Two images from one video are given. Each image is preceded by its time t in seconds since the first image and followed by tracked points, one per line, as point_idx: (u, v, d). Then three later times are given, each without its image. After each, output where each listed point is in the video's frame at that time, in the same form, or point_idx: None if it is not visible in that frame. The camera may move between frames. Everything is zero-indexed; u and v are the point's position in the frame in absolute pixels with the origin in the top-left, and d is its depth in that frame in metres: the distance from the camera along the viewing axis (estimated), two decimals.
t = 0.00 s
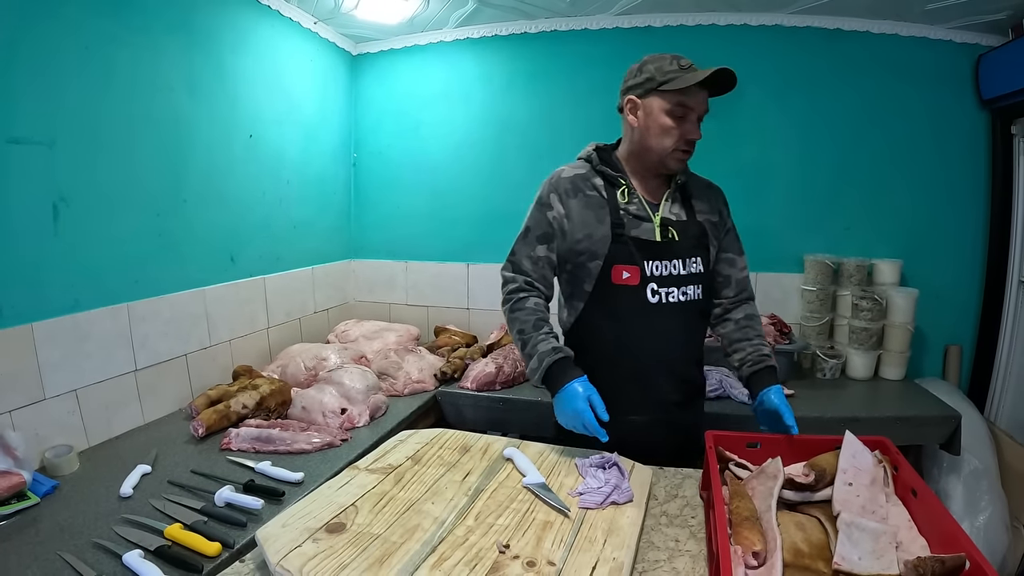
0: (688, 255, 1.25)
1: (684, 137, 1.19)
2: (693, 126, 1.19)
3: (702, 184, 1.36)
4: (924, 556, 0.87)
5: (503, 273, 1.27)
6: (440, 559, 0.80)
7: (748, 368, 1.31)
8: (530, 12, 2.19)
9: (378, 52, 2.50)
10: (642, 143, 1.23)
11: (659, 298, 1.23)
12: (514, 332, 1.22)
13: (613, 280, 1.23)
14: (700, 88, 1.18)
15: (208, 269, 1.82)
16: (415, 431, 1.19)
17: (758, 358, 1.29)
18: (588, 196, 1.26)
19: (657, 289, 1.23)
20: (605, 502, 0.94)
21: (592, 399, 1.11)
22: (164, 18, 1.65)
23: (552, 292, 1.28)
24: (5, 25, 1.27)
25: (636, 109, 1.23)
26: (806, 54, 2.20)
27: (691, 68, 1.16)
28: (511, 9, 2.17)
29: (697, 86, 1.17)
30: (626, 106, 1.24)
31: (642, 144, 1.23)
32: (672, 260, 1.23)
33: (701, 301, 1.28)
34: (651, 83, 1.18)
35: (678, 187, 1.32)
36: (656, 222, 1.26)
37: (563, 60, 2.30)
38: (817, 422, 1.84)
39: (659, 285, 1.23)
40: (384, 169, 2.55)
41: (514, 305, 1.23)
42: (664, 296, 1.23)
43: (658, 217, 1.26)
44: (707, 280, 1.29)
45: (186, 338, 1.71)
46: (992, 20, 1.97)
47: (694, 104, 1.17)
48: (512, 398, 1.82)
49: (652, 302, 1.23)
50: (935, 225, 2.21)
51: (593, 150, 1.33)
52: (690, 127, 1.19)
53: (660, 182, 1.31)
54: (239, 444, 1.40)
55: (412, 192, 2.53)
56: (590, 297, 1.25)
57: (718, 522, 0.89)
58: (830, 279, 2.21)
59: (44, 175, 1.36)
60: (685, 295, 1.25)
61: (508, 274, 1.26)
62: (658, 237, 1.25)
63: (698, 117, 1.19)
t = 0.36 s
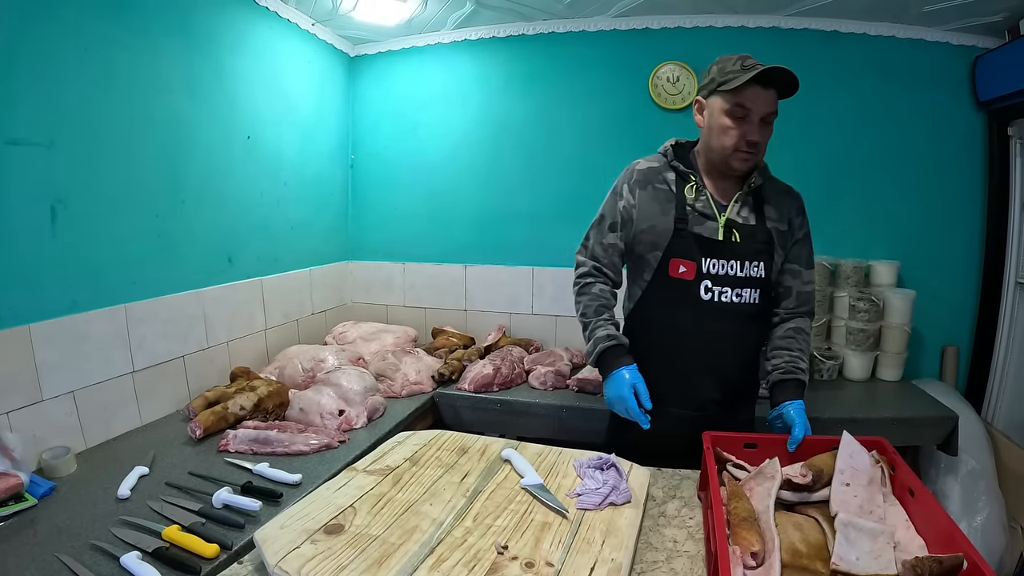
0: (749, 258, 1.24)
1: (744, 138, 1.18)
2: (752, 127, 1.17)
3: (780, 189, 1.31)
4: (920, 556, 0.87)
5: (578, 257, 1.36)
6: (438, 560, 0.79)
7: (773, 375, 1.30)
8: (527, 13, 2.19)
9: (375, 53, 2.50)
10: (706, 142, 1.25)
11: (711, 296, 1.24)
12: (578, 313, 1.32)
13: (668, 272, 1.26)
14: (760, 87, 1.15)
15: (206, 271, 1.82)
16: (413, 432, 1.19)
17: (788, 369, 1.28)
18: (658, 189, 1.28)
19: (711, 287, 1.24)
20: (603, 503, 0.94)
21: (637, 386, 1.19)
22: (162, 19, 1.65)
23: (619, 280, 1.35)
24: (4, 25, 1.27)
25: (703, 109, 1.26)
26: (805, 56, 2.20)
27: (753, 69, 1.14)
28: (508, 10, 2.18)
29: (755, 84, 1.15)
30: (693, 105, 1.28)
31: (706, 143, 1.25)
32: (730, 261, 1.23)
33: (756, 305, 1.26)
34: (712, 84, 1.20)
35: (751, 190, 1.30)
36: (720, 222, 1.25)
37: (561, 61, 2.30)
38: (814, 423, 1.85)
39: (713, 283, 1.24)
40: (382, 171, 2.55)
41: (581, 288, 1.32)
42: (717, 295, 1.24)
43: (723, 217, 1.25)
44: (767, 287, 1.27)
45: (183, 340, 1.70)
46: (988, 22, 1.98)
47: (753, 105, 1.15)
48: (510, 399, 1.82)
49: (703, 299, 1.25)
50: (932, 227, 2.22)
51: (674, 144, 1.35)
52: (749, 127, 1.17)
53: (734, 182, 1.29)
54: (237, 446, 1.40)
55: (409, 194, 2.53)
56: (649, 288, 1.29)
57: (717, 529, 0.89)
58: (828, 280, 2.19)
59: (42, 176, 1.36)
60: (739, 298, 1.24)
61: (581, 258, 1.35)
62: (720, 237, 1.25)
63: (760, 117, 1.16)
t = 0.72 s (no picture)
0: (777, 266, 1.22)
1: (764, 137, 1.14)
2: (773, 126, 1.13)
3: (803, 191, 1.30)
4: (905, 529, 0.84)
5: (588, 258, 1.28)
6: (437, 563, 0.79)
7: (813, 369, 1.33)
8: (525, 14, 2.19)
9: (374, 54, 2.50)
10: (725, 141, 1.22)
11: (740, 304, 1.22)
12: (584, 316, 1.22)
13: (696, 281, 1.22)
14: (780, 84, 1.12)
15: (203, 273, 1.81)
16: (412, 434, 1.19)
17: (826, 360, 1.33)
18: (683, 195, 1.24)
19: (739, 296, 1.22)
20: (603, 505, 0.93)
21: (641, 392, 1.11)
22: (160, 19, 1.64)
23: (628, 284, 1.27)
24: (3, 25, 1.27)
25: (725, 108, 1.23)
26: (805, 56, 2.20)
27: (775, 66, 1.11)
28: (506, 12, 2.17)
29: (776, 81, 1.11)
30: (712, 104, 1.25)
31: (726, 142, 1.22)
32: (760, 269, 1.21)
33: (780, 312, 1.26)
34: (732, 81, 1.17)
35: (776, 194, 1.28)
36: (747, 229, 1.24)
37: (559, 64, 2.30)
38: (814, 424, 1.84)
39: (741, 292, 1.21)
40: (381, 173, 2.55)
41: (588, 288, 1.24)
42: (745, 304, 1.22)
43: (750, 224, 1.24)
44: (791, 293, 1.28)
45: (180, 342, 1.70)
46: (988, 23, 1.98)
47: (773, 104, 1.12)
48: (508, 401, 1.81)
49: (732, 308, 1.22)
50: (931, 228, 2.22)
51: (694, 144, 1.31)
52: (771, 127, 1.14)
53: (757, 185, 1.27)
54: (234, 447, 1.38)
55: (406, 196, 2.53)
56: (672, 296, 1.26)
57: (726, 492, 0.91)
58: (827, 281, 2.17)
59: (39, 176, 1.35)
60: (765, 306, 1.23)
61: (591, 259, 1.27)
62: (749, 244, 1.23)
63: (783, 116, 1.13)
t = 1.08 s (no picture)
0: (788, 279, 1.11)
1: (768, 147, 0.95)
2: (779, 134, 0.94)
3: (790, 189, 1.20)
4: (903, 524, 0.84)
5: (648, 305, 0.85)
6: (431, 564, 0.79)
7: (804, 371, 1.31)
8: (522, 16, 2.20)
9: (371, 56, 2.50)
10: (722, 152, 1.02)
11: (762, 325, 1.10)
12: (667, 390, 0.79)
13: (719, 312, 1.04)
14: (789, 85, 0.91)
15: (200, 274, 1.82)
16: (407, 435, 1.19)
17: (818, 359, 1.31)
18: (714, 220, 0.99)
19: (761, 317, 1.09)
20: (597, 506, 0.94)
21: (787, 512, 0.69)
22: (158, 21, 1.65)
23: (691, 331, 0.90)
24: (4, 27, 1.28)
25: (719, 112, 1.01)
26: (801, 59, 2.20)
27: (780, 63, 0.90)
28: (503, 14, 2.18)
29: (785, 83, 0.91)
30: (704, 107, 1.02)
31: (723, 154, 1.02)
32: (777, 287, 1.08)
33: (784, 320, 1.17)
34: (729, 83, 0.95)
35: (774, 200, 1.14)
36: (763, 245, 1.08)
37: (556, 65, 2.31)
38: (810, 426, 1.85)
39: (763, 312, 1.09)
40: (378, 175, 2.55)
41: (664, 346, 0.81)
42: (766, 324, 1.10)
43: (764, 239, 1.08)
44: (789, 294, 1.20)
45: (177, 343, 1.70)
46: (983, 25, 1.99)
47: (781, 109, 0.91)
48: (504, 402, 1.82)
49: (756, 331, 1.09)
50: (928, 229, 2.22)
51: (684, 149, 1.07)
52: (776, 135, 0.94)
53: (759, 195, 1.10)
54: (231, 449, 1.39)
55: (404, 197, 2.53)
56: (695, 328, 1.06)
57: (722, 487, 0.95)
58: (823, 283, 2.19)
59: (39, 177, 1.36)
60: (778, 321, 1.13)
61: (656, 305, 0.85)
62: (764, 262, 1.08)
63: (789, 121, 0.93)
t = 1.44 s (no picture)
0: (785, 285, 1.13)
1: (778, 150, 0.97)
2: (789, 137, 0.95)
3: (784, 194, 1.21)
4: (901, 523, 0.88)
5: (707, 325, 0.77)
6: (433, 565, 0.79)
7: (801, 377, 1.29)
8: (520, 18, 2.20)
9: (369, 57, 2.51)
10: (729, 156, 1.01)
11: (765, 331, 1.10)
12: (733, 421, 0.74)
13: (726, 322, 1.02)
14: (800, 90, 0.93)
15: (198, 275, 1.82)
16: (407, 436, 1.19)
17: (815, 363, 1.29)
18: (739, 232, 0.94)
19: (763, 323, 1.09)
20: (597, 507, 0.94)
21: None
22: (157, 22, 1.65)
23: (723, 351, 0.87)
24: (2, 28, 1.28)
25: (723, 116, 1.00)
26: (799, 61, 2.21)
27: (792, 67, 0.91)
28: (501, 15, 2.19)
29: (798, 88, 0.92)
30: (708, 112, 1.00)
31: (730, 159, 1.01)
32: (777, 294, 1.09)
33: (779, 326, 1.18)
34: (737, 86, 0.94)
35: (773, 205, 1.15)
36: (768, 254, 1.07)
37: (554, 67, 2.32)
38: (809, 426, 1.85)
39: (765, 318, 1.09)
40: (376, 176, 2.55)
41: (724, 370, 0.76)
42: (767, 330, 1.10)
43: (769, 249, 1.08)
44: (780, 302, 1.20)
45: (175, 345, 1.70)
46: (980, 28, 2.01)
47: (793, 114, 0.93)
48: (503, 404, 1.82)
49: (759, 337, 1.09)
50: (925, 230, 2.24)
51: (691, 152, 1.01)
52: (787, 138, 0.95)
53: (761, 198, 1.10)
54: (230, 451, 1.39)
55: (402, 199, 2.53)
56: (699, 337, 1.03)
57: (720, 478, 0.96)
58: (820, 284, 2.21)
59: (38, 178, 1.36)
60: (775, 326, 1.14)
61: (716, 325, 0.77)
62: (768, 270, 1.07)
63: (799, 125, 0.95)
